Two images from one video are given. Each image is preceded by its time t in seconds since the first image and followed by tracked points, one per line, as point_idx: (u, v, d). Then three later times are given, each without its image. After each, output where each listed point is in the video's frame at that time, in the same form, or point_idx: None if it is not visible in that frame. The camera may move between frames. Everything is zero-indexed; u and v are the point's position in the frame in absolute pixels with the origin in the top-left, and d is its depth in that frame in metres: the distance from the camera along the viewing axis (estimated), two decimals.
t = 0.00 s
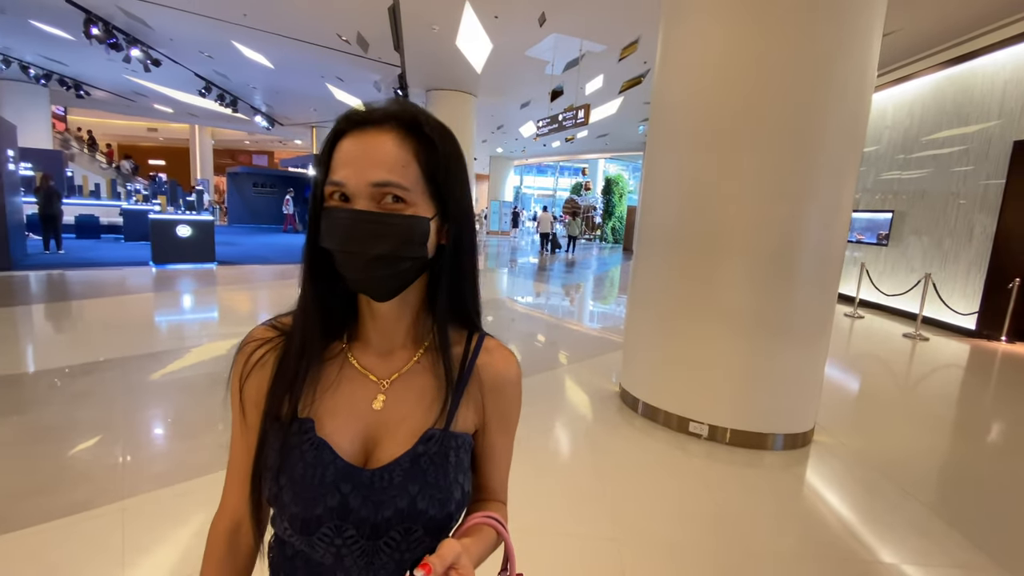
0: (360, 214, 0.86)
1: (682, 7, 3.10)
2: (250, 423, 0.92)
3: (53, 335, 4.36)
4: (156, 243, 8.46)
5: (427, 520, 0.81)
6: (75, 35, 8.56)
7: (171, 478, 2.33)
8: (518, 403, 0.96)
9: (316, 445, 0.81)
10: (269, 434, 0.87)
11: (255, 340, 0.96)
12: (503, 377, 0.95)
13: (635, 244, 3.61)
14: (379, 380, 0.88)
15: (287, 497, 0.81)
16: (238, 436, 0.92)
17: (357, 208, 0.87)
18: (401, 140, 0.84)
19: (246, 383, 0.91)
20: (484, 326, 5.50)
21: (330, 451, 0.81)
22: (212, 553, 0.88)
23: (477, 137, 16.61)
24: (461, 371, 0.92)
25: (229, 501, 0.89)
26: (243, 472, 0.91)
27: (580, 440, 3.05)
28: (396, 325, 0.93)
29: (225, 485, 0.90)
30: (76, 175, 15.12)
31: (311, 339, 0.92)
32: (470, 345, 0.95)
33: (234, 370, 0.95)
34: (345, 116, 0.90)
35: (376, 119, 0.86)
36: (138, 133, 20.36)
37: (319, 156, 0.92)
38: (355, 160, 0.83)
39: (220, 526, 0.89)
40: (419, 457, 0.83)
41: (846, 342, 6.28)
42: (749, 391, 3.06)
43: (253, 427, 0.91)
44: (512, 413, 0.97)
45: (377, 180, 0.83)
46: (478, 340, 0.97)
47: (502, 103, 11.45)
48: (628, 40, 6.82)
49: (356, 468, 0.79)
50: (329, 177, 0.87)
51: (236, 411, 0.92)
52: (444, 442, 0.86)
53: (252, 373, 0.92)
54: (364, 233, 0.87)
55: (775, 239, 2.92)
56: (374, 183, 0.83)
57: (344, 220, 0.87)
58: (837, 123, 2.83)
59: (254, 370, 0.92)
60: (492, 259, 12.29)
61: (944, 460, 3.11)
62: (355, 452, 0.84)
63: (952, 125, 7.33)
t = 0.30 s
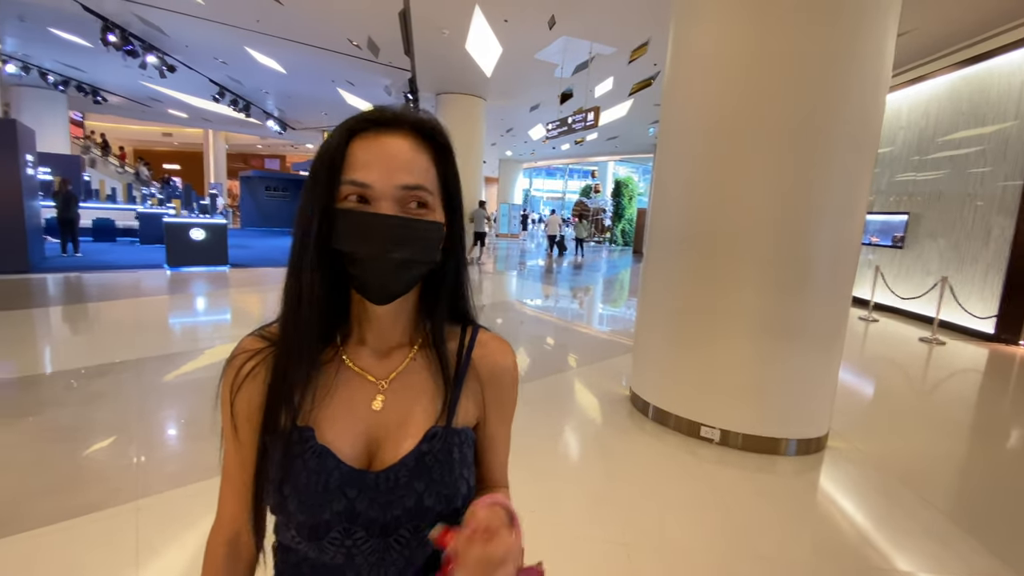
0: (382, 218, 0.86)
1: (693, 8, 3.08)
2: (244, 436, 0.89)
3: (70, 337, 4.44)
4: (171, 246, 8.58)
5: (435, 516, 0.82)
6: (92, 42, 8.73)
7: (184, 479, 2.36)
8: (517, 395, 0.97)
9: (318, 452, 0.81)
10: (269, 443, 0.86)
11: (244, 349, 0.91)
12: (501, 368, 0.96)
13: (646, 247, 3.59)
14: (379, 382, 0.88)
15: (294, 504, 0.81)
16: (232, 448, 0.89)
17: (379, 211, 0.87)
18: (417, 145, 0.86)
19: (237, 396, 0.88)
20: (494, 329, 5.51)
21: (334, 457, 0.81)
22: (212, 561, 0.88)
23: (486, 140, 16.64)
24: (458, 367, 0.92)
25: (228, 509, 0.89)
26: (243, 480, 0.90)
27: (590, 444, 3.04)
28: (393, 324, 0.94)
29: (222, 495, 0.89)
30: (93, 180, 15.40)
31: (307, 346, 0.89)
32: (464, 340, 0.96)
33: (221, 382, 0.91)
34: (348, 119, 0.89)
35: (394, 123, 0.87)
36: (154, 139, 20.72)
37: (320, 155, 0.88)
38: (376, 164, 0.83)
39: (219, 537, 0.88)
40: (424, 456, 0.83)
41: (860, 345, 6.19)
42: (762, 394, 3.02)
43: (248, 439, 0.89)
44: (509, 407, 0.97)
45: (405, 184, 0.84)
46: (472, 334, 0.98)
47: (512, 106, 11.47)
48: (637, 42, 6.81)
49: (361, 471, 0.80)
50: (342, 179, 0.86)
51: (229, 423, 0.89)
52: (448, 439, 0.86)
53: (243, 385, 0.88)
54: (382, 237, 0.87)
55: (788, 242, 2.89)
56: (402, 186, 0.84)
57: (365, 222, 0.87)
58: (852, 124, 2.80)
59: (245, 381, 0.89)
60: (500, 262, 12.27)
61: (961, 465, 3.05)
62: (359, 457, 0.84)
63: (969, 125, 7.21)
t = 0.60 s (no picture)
0: (413, 234, 0.86)
1: (696, 5, 3.07)
2: (239, 443, 0.88)
3: (76, 336, 4.47)
4: (175, 245, 8.61)
5: (444, 494, 0.88)
6: (96, 43, 8.77)
7: (189, 476, 2.38)
8: (502, 369, 1.02)
9: (327, 450, 0.83)
10: (272, 448, 0.86)
11: (234, 358, 0.90)
12: (489, 351, 1.01)
13: (648, 245, 3.58)
14: (380, 378, 0.90)
15: (308, 504, 0.83)
16: (225, 457, 0.88)
17: (409, 227, 0.86)
18: (434, 159, 0.87)
19: (231, 405, 0.87)
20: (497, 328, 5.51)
21: (344, 453, 0.83)
22: (210, 565, 0.88)
23: (489, 138, 16.63)
24: (448, 354, 0.96)
25: (222, 518, 0.88)
26: (239, 488, 0.89)
27: (593, 442, 3.04)
28: (389, 320, 0.94)
29: (217, 503, 0.88)
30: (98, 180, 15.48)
31: (317, 356, 0.87)
32: (451, 325, 0.99)
33: (211, 390, 0.90)
34: (348, 124, 0.87)
35: (413, 134, 0.87)
36: (157, 139, 20.81)
37: (333, 161, 0.82)
38: (409, 178, 0.83)
39: (216, 546, 0.87)
40: (428, 439, 0.88)
41: (864, 344, 6.16)
42: (765, 392, 3.02)
43: (245, 447, 0.89)
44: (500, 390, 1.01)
45: (433, 197, 0.85)
46: (458, 318, 1.01)
47: (514, 104, 11.46)
48: (639, 40, 6.80)
49: (371, 462, 0.83)
50: (374, 189, 0.83)
51: (223, 433, 0.88)
52: (448, 420, 0.91)
53: (238, 394, 0.88)
54: (407, 253, 0.86)
55: (793, 242, 2.88)
56: (432, 201, 0.85)
57: (392, 237, 0.85)
58: (857, 122, 2.79)
59: (240, 393, 0.88)
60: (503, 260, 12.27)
61: (966, 463, 3.04)
62: (367, 450, 0.86)
63: (973, 122, 7.17)
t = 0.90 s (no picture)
0: (413, 250, 0.86)
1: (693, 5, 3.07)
2: (241, 454, 0.87)
3: (78, 343, 4.48)
4: (176, 251, 8.63)
5: (450, 487, 0.93)
6: (95, 51, 8.80)
7: (191, 481, 2.38)
8: (497, 364, 1.03)
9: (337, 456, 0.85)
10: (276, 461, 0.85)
11: (234, 368, 0.88)
12: (483, 346, 1.04)
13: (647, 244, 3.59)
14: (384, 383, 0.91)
15: (318, 507, 0.84)
16: (229, 468, 0.87)
17: (410, 243, 0.86)
18: (435, 172, 0.87)
19: (233, 416, 0.86)
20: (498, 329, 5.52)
21: (353, 456, 0.86)
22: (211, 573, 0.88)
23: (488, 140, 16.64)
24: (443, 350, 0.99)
25: (223, 527, 0.87)
26: (240, 496, 0.88)
27: (595, 443, 3.04)
28: (387, 325, 0.96)
29: (218, 513, 0.87)
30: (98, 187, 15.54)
31: (321, 371, 0.86)
32: (442, 320, 1.01)
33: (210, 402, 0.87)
34: (351, 133, 0.85)
35: (413, 147, 0.86)
36: (158, 145, 20.88)
37: (335, 176, 0.81)
38: (413, 194, 0.83)
39: (217, 555, 0.87)
40: (434, 436, 0.90)
41: (866, 341, 6.15)
42: (766, 390, 3.02)
43: (247, 457, 0.88)
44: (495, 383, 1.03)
45: (433, 213, 0.85)
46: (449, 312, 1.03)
47: (513, 106, 11.47)
48: (637, 40, 6.81)
49: (381, 464, 0.86)
50: (374, 207, 0.83)
51: (225, 444, 0.86)
52: (451, 418, 0.94)
53: (241, 404, 0.86)
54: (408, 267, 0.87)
55: (794, 242, 2.89)
56: (431, 217, 0.85)
57: (395, 255, 0.86)
58: (855, 123, 2.80)
59: (243, 403, 0.86)
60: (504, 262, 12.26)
61: (968, 459, 3.05)
62: (373, 450, 0.90)
63: (972, 117, 7.17)
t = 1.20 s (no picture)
0: (403, 247, 0.87)
1: (695, 12, 3.09)
2: (255, 459, 0.88)
3: (93, 356, 4.54)
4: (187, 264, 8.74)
5: (456, 500, 0.90)
6: (108, 69, 9.01)
7: (204, 493, 2.39)
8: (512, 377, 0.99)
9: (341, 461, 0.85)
10: (285, 463, 0.86)
11: (249, 372, 0.90)
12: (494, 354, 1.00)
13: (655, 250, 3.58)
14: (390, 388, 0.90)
15: (322, 511, 0.84)
16: (242, 472, 0.88)
17: (400, 240, 0.87)
18: (427, 172, 0.88)
19: (245, 419, 0.87)
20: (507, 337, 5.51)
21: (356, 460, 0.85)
22: None
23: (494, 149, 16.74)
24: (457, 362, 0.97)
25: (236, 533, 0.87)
26: (254, 503, 0.89)
27: (606, 451, 3.02)
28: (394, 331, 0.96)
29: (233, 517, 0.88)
30: (112, 203, 15.83)
31: (324, 372, 0.87)
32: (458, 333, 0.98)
33: (225, 405, 0.89)
34: (348, 139, 0.88)
35: (400, 147, 0.88)
36: (170, 161, 21.25)
37: (328, 179, 0.84)
38: (400, 191, 0.84)
39: (231, 559, 0.88)
40: (440, 447, 0.89)
41: (881, 345, 6.06)
42: (778, 395, 2.99)
43: (260, 462, 0.88)
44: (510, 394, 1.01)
45: (423, 209, 0.86)
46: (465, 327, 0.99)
47: (518, 115, 11.55)
48: (640, 47, 6.85)
49: (385, 471, 0.85)
50: (362, 205, 0.85)
51: (238, 448, 0.88)
52: (459, 429, 0.92)
53: (252, 408, 0.88)
54: (402, 264, 0.86)
55: (802, 243, 2.87)
56: (421, 214, 0.86)
57: (383, 251, 0.86)
58: (859, 123, 2.79)
59: (255, 406, 0.88)
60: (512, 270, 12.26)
61: (989, 464, 2.97)
62: (379, 458, 0.89)
63: (982, 117, 7.10)
